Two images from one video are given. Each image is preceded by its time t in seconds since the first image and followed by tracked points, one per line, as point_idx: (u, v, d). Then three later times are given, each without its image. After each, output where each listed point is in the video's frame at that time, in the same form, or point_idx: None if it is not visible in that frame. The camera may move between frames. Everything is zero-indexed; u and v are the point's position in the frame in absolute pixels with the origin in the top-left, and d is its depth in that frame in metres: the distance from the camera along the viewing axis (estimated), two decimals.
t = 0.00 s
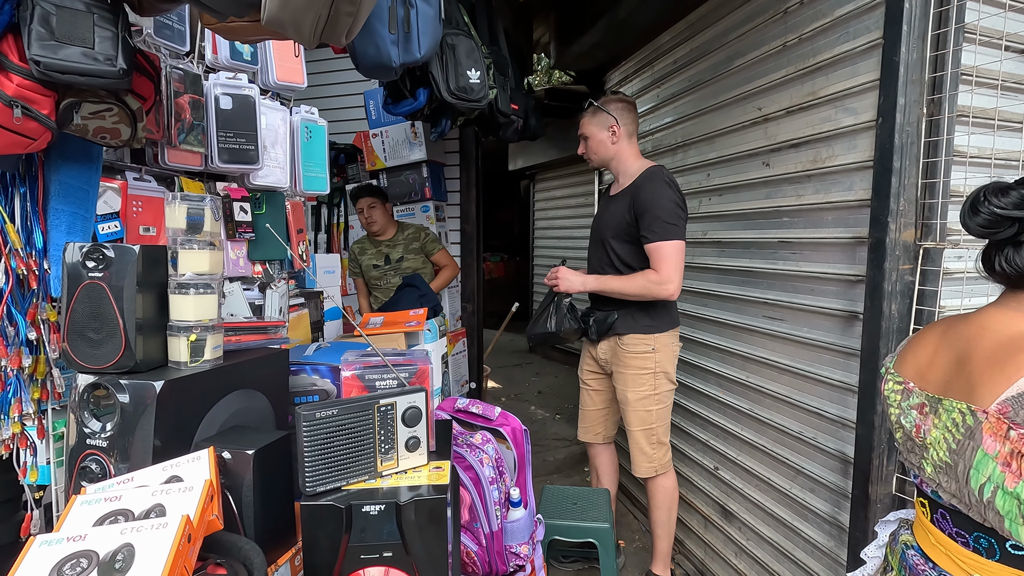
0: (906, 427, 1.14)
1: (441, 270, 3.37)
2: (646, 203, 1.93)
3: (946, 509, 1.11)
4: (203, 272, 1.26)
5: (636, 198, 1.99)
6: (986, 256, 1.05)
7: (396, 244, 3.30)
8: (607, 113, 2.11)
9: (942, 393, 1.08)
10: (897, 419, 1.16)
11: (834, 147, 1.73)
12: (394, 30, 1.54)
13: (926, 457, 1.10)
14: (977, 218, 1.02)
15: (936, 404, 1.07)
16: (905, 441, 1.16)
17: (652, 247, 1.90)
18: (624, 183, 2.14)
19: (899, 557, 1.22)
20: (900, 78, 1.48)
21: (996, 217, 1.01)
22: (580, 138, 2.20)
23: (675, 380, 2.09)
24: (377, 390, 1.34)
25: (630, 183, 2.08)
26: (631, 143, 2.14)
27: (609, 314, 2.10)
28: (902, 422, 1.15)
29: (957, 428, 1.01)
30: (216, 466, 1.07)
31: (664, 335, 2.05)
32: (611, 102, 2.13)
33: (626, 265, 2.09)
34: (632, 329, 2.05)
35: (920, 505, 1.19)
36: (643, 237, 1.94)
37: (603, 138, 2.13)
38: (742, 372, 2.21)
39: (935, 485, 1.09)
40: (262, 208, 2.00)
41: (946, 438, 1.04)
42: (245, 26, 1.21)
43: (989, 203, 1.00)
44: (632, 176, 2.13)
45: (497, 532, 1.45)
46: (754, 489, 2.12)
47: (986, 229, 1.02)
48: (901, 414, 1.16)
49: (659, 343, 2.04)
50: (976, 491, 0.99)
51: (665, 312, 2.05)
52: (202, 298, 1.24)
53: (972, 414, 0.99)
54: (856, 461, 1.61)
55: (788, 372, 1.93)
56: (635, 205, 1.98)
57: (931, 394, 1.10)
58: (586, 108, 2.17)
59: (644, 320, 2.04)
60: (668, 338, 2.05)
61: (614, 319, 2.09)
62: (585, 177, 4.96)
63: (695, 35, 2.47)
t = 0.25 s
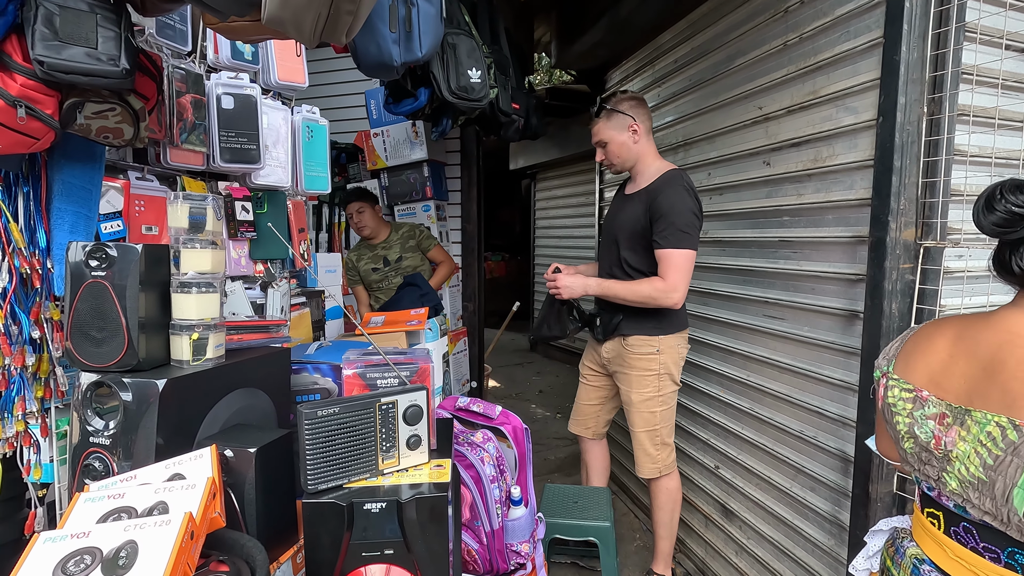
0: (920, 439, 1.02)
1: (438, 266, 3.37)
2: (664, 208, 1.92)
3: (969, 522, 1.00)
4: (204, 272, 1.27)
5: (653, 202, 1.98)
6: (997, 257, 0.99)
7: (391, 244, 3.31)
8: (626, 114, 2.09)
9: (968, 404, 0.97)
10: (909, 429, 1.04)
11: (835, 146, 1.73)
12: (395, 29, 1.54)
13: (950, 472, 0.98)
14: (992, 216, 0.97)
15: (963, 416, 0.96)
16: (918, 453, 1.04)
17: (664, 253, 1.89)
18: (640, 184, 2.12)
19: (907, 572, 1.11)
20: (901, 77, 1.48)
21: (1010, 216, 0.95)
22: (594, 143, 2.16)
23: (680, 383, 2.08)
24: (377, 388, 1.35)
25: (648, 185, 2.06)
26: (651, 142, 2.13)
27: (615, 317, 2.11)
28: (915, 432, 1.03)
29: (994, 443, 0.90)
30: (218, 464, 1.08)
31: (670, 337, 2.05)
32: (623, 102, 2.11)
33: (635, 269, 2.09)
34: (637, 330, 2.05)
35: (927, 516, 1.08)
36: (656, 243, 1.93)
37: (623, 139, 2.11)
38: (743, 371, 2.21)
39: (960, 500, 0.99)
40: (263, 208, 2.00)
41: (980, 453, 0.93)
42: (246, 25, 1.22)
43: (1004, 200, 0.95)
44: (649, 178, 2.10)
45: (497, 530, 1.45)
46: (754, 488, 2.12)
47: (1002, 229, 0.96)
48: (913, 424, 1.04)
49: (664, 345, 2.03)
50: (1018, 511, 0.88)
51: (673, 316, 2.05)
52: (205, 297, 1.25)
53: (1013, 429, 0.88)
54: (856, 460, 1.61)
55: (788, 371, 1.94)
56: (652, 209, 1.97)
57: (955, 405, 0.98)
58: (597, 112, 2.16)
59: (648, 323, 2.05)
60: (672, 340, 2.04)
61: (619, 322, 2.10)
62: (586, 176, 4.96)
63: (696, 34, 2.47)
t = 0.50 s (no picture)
0: (922, 443, 0.99)
1: (437, 267, 3.39)
2: (670, 207, 1.94)
3: (972, 525, 0.97)
4: (201, 272, 1.27)
5: (659, 201, 1.98)
6: (988, 268, 0.96)
7: (391, 244, 3.32)
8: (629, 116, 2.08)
9: (976, 408, 0.93)
10: (910, 434, 1.00)
11: (829, 146, 1.74)
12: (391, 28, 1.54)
13: (956, 476, 0.95)
14: (979, 232, 0.94)
15: (971, 421, 0.92)
16: (919, 457, 1.00)
17: (665, 251, 1.91)
18: (641, 184, 2.13)
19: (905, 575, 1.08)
20: (893, 78, 1.50)
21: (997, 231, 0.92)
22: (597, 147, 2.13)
23: (669, 381, 2.10)
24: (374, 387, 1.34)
25: (649, 184, 2.07)
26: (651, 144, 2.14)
27: (605, 314, 2.11)
28: (917, 437, 0.99)
29: (1009, 450, 0.87)
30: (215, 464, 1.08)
31: (660, 337, 2.07)
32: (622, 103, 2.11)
33: (635, 268, 2.09)
34: (628, 330, 2.06)
35: (922, 518, 1.06)
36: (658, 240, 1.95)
37: (625, 142, 2.09)
38: (738, 370, 2.23)
39: (967, 505, 0.95)
40: (259, 208, 2.01)
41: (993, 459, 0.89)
42: (242, 25, 1.22)
43: (990, 216, 0.91)
44: (649, 180, 2.11)
45: (494, 529, 1.47)
46: (749, 486, 2.14)
47: (988, 246, 0.93)
48: (914, 429, 1.00)
49: (655, 344, 2.05)
50: None
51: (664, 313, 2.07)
52: (201, 297, 1.25)
53: None
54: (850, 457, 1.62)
55: (783, 370, 1.95)
56: (657, 208, 1.98)
57: (961, 410, 0.95)
58: (597, 117, 2.13)
59: (642, 320, 2.06)
60: (663, 341, 2.06)
61: (610, 320, 2.10)
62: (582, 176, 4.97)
63: (691, 35, 2.48)
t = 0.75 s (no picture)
0: (917, 444, 1.00)
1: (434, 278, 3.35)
2: (665, 204, 1.95)
3: (969, 521, 0.98)
4: (191, 272, 1.26)
5: (652, 199, 1.99)
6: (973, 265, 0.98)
7: (394, 243, 3.30)
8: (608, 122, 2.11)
9: (970, 408, 0.95)
10: (904, 435, 1.02)
11: (818, 148, 1.76)
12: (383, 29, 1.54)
13: (953, 476, 0.96)
14: (964, 236, 0.95)
15: (965, 420, 0.94)
16: (914, 457, 1.02)
17: (663, 247, 1.92)
18: (629, 186, 2.15)
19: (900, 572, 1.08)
20: (881, 80, 1.52)
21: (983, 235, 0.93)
22: (582, 157, 2.16)
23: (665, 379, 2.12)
24: (366, 389, 1.35)
25: (640, 184, 2.08)
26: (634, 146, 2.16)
27: (601, 314, 2.12)
28: (911, 438, 1.01)
29: (1004, 449, 0.88)
30: (205, 466, 1.07)
31: (657, 335, 2.08)
32: (600, 112, 2.15)
33: (630, 267, 2.09)
34: (626, 328, 2.07)
35: (917, 515, 1.07)
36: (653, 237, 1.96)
37: (609, 148, 2.12)
38: (729, 370, 2.24)
39: (964, 503, 0.96)
40: (251, 208, 2.00)
41: (985, 457, 0.91)
42: (232, 25, 1.21)
43: (974, 224, 0.92)
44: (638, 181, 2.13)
45: (487, 530, 1.46)
46: (741, 485, 2.15)
47: (975, 248, 0.94)
48: (908, 429, 1.01)
49: (652, 342, 2.06)
50: None
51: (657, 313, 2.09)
52: (191, 298, 1.24)
53: None
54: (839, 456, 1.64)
55: (773, 369, 1.97)
56: (651, 205, 1.99)
57: (955, 410, 0.96)
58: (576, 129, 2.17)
59: (639, 320, 2.07)
60: (659, 338, 2.08)
61: (606, 320, 2.10)
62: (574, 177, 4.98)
63: (682, 36, 2.50)
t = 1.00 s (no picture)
0: (897, 434, 1.02)
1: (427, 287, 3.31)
2: (653, 204, 1.96)
3: (945, 510, 1.00)
4: (180, 275, 1.25)
5: (638, 200, 2.01)
6: (961, 262, 1.00)
7: (398, 244, 3.33)
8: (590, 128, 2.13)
9: (948, 402, 0.97)
10: (886, 425, 1.04)
11: (805, 151, 1.79)
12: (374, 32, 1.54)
13: (928, 466, 0.99)
14: (955, 229, 0.96)
15: (942, 413, 0.96)
16: (892, 447, 1.04)
17: (659, 246, 1.94)
18: (614, 188, 2.17)
19: (879, 561, 1.10)
20: (866, 85, 1.55)
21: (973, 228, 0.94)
22: (566, 162, 2.19)
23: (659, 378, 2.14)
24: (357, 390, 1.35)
25: (626, 185, 2.11)
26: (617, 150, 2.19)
27: (595, 316, 2.13)
28: (892, 429, 1.03)
29: (976, 440, 0.91)
30: (196, 470, 1.07)
31: (650, 335, 2.10)
32: (581, 117, 2.17)
33: (624, 268, 2.10)
34: (619, 329, 2.09)
35: (897, 505, 1.08)
36: (647, 238, 1.97)
37: (592, 153, 2.14)
38: (717, 370, 2.27)
39: (938, 492, 0.99)
40: (240, 209, 1.99)
41: (956, 449, 0.93)
42: (224, 27, 1.21)
43: (965, 215, 0.94)
44: (622, 182, 2.15)
45: (478, 531, 1.48)
46: (730, 484, 2.18)
47: (966, 241, 0.95)
48: (889, 421, 1.04)
49: (645, 343, 2.08)
50: (996, 504, 0.90)
51: (650, 313, 2.10)
52: (181, 300, 1.23)
53: (997, 428, 0.89)
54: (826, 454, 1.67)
55: (761, 369, 2.00)
56: (638, 207, 2.01)
57: (934, 403, 0.99)
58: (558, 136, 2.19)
59: (631, 320, 2.08)
60: (652, 338, 2.09)
61: (600, 322, 2.12)
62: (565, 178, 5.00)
63: (671, 39, 2.52)
